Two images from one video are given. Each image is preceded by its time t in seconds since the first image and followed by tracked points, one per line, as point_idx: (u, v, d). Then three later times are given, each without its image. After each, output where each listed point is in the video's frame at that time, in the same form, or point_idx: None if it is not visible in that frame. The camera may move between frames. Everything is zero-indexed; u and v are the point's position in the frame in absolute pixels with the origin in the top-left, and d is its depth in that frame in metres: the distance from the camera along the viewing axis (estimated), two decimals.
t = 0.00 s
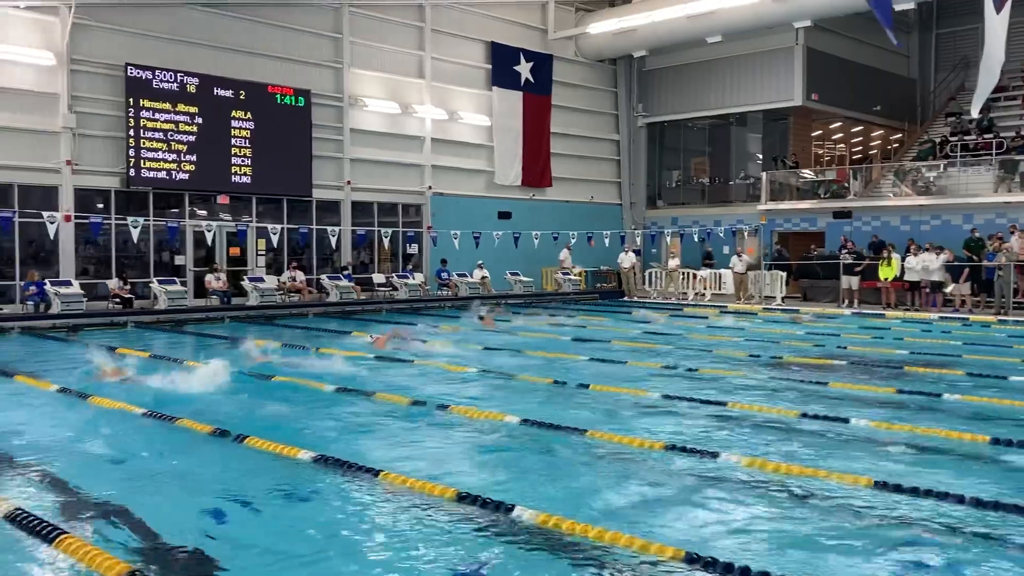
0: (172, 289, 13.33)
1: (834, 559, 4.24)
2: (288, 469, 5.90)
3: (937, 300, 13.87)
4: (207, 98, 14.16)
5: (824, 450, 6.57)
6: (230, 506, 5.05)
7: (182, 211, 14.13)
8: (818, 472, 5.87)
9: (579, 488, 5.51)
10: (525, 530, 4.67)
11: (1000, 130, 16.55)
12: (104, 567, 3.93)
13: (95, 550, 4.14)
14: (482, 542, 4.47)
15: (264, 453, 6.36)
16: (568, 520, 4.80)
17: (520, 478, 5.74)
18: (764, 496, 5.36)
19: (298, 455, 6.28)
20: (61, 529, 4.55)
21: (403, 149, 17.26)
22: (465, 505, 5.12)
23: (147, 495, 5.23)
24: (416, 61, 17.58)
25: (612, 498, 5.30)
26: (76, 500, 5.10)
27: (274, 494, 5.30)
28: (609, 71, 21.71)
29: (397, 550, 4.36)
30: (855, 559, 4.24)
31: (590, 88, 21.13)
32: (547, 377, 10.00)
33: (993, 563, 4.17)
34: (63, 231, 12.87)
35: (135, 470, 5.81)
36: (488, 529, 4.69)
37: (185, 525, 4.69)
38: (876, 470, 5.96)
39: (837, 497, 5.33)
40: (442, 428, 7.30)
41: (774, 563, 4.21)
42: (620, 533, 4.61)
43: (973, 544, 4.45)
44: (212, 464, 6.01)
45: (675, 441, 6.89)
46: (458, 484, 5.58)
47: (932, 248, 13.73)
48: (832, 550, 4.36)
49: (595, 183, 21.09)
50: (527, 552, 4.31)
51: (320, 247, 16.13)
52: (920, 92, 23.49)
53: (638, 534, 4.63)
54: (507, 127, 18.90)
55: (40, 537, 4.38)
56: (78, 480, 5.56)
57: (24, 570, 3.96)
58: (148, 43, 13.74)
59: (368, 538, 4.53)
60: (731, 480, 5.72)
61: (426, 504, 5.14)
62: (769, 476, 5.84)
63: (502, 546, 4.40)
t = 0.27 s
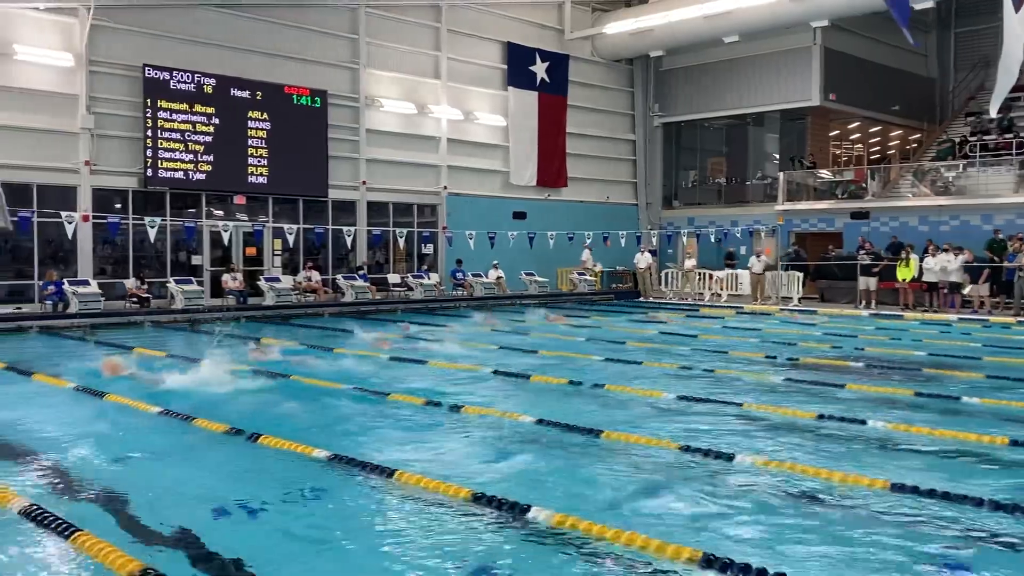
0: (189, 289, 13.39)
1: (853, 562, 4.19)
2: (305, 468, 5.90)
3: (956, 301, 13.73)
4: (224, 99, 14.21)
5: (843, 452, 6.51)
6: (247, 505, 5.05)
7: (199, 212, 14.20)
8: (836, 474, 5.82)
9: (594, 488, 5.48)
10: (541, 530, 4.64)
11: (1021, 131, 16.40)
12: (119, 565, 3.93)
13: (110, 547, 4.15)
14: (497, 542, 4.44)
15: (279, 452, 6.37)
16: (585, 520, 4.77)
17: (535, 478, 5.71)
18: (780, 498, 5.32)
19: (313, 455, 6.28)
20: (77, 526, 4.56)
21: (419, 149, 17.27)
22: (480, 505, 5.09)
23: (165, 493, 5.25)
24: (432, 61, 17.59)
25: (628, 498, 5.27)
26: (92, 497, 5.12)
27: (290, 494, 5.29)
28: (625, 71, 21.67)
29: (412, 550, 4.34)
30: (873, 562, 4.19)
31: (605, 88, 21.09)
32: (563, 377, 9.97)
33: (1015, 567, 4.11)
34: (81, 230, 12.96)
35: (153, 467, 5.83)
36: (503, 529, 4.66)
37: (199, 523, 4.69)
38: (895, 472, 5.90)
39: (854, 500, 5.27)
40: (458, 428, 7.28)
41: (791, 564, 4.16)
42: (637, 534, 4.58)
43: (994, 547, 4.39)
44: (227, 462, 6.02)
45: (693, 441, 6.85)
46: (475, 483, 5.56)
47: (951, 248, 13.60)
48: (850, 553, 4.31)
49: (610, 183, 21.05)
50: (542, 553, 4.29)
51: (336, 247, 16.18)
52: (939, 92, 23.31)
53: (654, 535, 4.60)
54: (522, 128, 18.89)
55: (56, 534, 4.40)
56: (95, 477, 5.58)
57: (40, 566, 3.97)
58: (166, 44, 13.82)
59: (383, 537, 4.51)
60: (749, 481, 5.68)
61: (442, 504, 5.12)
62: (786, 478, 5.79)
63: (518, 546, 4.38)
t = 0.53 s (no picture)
0: (204, 289, 13.43)
1: (866, 565, 4.15)
2: (319, 468, 5.89)
3: (974, 302, 13.61)
4: (239, 99, 14.25)
5: (859, 453, 6.45)
6: (259, 504, 5.05)
7: (215, 212, 14.26)
8: (853, 476, 5.77)
9: (607, 489, 5.45)
10: (554, 531, 4.62)
11: None
12: (132, 564, 3.93)
13: (124, 547, 4.15)
14: (510, 543, 4.42)
15: (293, 451, 6.37)
16: (598, 521, 4.74)
17: (548, 479, 5.69)
18: (795, 500, 5.27)
19: (326, 454, 6.27)
20: (91, 525, 4.57)
21: (433, 149, 17.28)
22: (492, 506, 5.08)
23: (178, 492, 5.26)
24: (447, 61, 17.61)
25: (641, 499, 5.24)
26: (107, 496, 5.13)
27: (302, 493, 5.29)
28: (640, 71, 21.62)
29: (423, 550, 4.32)
30: (888, 565, 4.15)
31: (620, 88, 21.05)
32: (576, 377, 9.94)
33: None
34: (97, 230, 13.04)
35: (168, 466, 5.84)
36: (517, 529, 4.64)
37: (212, 523, 4.69)
38: (912, 475, 5.84)
39: (870, 502, 5.22)
40: (471, 428, 7.26)
41: (807, 567, 4.12)
42: (652, 535, 4.55)
43: (1011, 551, 4.33)
44: (241, 462, 6.02)
45: (708, 443, 6.80)
46: (488, 484, 5.54)
47: (969, 249, 13.47)
48: (864, 556, 4.28)
49: (625, 183, 21.00)
50: (554, 555, 4.26)
51: (351, 247, 16.22)
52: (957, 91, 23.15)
53: (668, 536, 4.57)
54: (537, 128, 18.87)
55: (71, 532, 4.41)
56: (110, 475, 5.60)
57: (55, 566, 3.98)
58: (181, 44, 13.86)
59: (395, 538, 4.50)
60: (763, 483, 5.64)
61: (454, 504, 5.10)
62: (802, 479, 5.74)
63: (530, 547, 4.35)
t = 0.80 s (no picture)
0: (219, 288, 13.50)
1: (879, 567, 4.13)
2: (333, 467, 5.92)
3: (990, 303, 13.52)
4: (254, 100, 14.31)
5: (873, 454, 6.43)
6: (273, 502, 5.08)
7: (230, 212, 14.34)
8: (866, 477, 5.75)
9: (620, 489, 5.45)
10: (566, 531, 4.63)
11: None
12: (148, 562, 3.96)
13: (140, 545, 4.18)
14: (522, 543, 4.43)
15: (306, 450, 6.40)
16: (610, 522, 4.75)
17: (561, 478, 5.70)
18: (808, 501, 5.26)
19: (340, 453, 6.30)
20: (107, 522, 4.60)
21: (447, 149, 17.31)
22: (505, 506, 5.09)
23: (193, 491, 5.29)
24: (461, 62, 17.65)
25: (654, 500, 5.24)
26: (123, 494, 5.17)
27: (315, 492, 5.31)
28: (654, 71, 21.60)
29: (435, 549, 4.34)
30: (901, 567, 4.14)
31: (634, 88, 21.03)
32: (589, 377, 9.94)
33: None
34: (113, 231, 13.13)
35: (183, 465, 5.88)
36: (529, 529, 4.65)
37: (227, 521, 4.72)
38: (926, 477, 5.82)
39: (883, 503, 5.20)
40: (484, 428, 7.28)
41: (818, 569, 4.11)
42: (664, 536, 4.55)
43: None
44: (256, 460, 6.06)
45: (721, 443, 6.79)
46: (501, 484, 5.55)
47: (985, 249, 13.39)
48: (876, 557, 4.27)
49: (638, 183, 20.99)
50: (565, 555, 4.27)
51: (365, 247, 16.29)
52: (974, 90, 23.01)
53: (680, 537, 4.57)
54: (550, 128, 18.88)
55: (87, 530, 4.45)
56: (127, 473, 5.64)
57: (71, 563, 4.02)
58: (197, 45, 13.93)
59: (407, 537, 4.52)
60: (776, 484, 5.63)
61: (467, 504, 5.11)
62: (815, 480, 5.73)
63: (542, 547, 4.37)
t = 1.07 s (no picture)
0: (234, 289, 13.56)
1: (894, 569, 4.11)
2: (346, 467, 5.94)
3: (1007, 304, 13.42)
4: (269, 101, 14.36)
5: (888, 456, 6.39)
6: (287, 501, 5.10)
7: (245, 212, 14.41)
8: (881, 478, 5.71)
9: (633, 490, 5.43)
10: (579, 531, 4.62)
11: None
12: (163, 560, 3.97)
13: (154, 543, 4.20)
14: (534, 543, 4.43)
15: (320, 449, 6.42)
16: (623, 522, 4.74)
17: (573, 478, 5.69)
18: (822, 502, 5.23)
19: (353, 452, 6.32)
20: (122, 521, 4.62)
21: (460, 150, 17.35)
22: (518, 506, 5.08)
23: (208, 489, 5.32)
24: (474, 62, 17.68)
25: (669, 501, 5.21)
26: (138, 492, 5.20)
27: (329, 491, 5.33)
28: (667, 71, 21.56)
29: (449, 549, 4.34)
30: (915, 569, 4.11)
31: (647, 88, 21.00)
32: (602, 378, 9.93)
33: None
34: (129, 231, 13.20)
35: (198, 464, 5.91)
36: (541, 529, 4.65)
37: (241, 520, 4.73)
38: (942, 478, 5.78)
39: (897, 505, 5.17)
40: (497, 428, 7.27)
41: (832, 570, 4.09)
42: (677, 536, 4.54)
43: None
44: (272, 460, 6.08)
45: (735, 444, 6.76)
46: (514, 484, 5.54)
47: (1002, 249, 13.30)
48: (891, 559, 4.24)
49: (652, 183, 20.96)
50: (578, 555, 4.26)
51: (379, 247, 16.33)
52: (991, 89, 22.85)
53: (694, 537, 4.55)
54: (563, 128, 18.88)
55: (102, 528, 4.47)
56: (141, 472, 5.66)
57: (86, 561, 4.04)
58: (211, 46, 14.00)
59: (421, 536, 4.52)
60: (790, 485, 5.61)
61: (480, 504, 5.12)
62: (830, 482, 5.69)
63: (555, 547, 4.36)
